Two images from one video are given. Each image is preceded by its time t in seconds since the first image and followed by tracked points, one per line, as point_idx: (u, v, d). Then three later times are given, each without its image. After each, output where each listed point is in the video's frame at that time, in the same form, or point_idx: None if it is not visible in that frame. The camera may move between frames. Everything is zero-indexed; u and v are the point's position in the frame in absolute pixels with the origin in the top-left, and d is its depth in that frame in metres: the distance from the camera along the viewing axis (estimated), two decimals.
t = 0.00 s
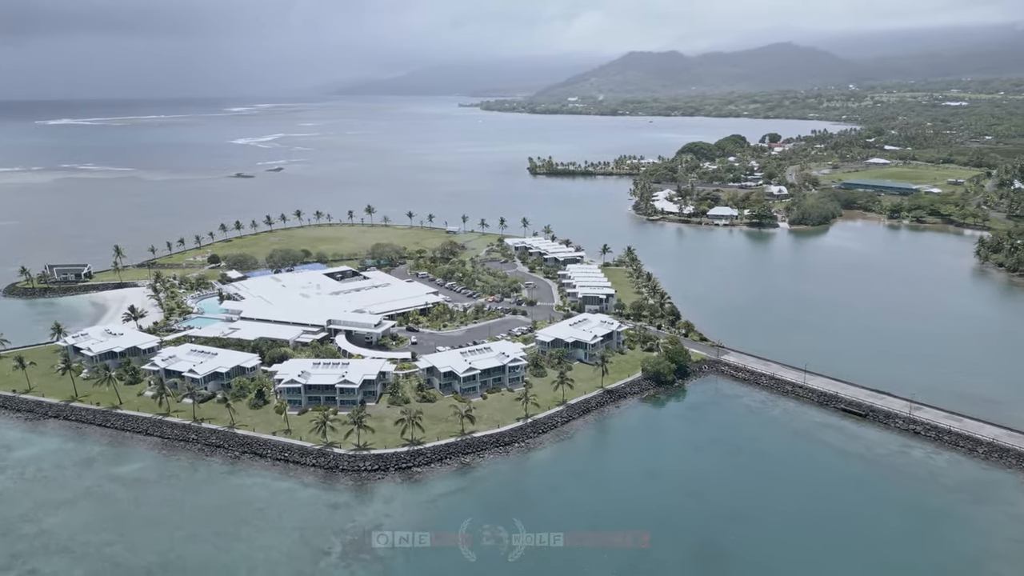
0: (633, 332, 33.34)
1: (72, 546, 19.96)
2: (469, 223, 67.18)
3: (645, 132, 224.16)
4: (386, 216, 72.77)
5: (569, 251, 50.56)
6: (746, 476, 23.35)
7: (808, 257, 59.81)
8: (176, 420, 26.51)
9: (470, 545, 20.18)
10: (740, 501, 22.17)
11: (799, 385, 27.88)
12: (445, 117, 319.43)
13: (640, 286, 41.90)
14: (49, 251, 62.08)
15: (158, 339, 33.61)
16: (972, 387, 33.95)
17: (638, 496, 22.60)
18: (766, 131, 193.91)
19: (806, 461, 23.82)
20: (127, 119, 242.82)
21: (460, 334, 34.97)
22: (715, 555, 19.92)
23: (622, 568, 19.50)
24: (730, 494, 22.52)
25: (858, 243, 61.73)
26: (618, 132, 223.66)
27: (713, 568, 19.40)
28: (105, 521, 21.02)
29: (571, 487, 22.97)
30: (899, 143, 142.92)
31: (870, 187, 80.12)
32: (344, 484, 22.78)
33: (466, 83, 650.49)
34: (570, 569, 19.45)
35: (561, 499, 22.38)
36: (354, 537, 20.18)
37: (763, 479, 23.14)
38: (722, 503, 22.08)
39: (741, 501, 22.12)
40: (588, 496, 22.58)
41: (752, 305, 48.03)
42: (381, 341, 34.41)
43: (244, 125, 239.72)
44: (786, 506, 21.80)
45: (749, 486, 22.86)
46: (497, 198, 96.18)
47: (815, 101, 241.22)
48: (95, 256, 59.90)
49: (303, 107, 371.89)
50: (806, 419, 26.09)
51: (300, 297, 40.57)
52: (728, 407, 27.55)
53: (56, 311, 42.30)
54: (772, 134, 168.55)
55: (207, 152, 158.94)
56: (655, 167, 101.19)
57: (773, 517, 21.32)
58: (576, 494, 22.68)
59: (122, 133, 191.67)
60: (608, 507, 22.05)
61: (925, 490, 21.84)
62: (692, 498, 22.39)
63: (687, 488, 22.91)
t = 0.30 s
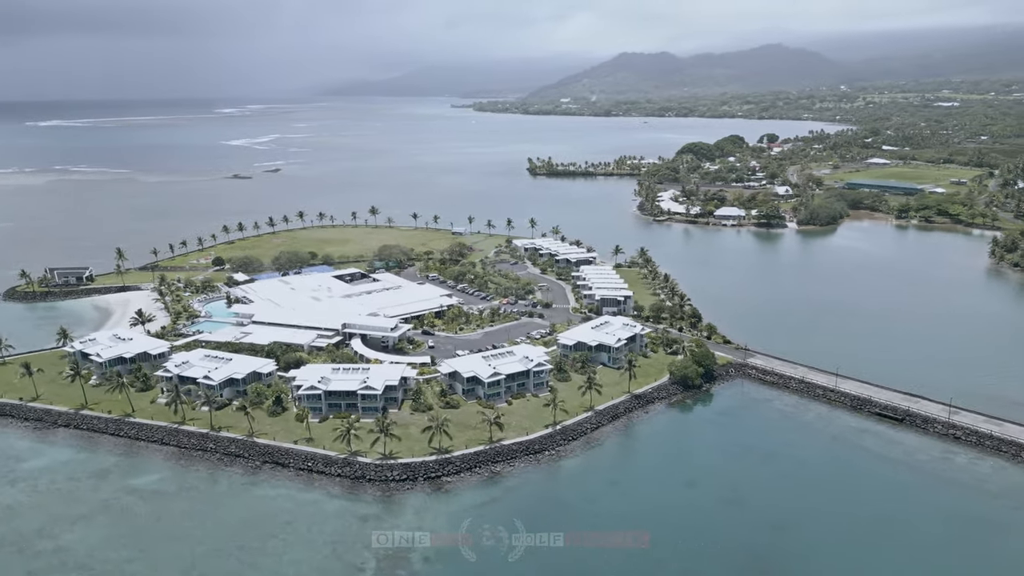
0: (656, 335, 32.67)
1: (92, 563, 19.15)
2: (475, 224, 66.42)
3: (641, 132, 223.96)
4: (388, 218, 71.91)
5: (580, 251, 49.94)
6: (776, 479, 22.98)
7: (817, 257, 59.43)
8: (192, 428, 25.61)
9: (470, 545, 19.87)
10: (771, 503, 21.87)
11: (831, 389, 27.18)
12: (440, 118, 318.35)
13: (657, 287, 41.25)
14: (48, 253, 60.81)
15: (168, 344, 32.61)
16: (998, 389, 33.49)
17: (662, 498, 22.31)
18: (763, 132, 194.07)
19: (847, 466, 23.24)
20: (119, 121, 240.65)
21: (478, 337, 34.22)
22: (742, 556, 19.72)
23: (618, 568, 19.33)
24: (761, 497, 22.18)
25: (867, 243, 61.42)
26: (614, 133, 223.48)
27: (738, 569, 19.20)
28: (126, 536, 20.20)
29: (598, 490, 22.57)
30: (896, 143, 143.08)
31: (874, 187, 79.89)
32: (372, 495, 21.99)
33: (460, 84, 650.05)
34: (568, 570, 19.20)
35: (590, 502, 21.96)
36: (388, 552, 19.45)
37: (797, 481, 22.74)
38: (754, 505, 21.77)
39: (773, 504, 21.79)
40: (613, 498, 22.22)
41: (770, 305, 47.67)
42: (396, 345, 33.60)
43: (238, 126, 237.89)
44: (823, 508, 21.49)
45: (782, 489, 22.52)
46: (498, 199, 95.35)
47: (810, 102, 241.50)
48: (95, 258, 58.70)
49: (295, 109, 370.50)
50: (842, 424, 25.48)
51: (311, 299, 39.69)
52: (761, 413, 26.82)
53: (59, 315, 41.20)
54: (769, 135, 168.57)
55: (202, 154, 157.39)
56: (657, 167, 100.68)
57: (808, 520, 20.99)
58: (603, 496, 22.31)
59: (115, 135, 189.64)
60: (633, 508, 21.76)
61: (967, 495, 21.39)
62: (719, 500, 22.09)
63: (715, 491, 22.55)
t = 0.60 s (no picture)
0: (671, 335, 32.35)
1: None
2: (472, 224, 65.87)
3: (628, 132, 224.75)
4: (383, 218, 71.12)
5: (583, 251, 49.65)
6: (801, 478, 22.83)
7: (815, 255, 59.56)
8: (204, 435, 24.77)
9: (469, 545, 19.60)
10: (795, 502, 21.72)
11: (854, 387, 27.04)
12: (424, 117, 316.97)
13: (665, 286, 40.95)
14: (34, 255, 59.20)
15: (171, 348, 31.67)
16: (1010, 384, 33.70)
17: (684, 497, 22.14)
18: (748, 131, 195.53)
19: (875, 467, 23.10)
20: (96, 121, 235.75)
21: (490, 338, 33.71)
22: (762, 554, 19.60)
23: (616, 568, 19.19)
24: (789, 496, 22.02)
25: (863, 241, 61.96)
26: (601, 132, 223.99)
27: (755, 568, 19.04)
28: (144, 549, 19.51)
29: (622, 489, 22.30)
30: (880, 141, 144.80)
31: (865, 185, 80.84)
32: (397, 502, 21.38)
33: (443, 84, 648.28)
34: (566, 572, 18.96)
35: (614, 502, 21.70)
36: (420, 562, 18.92)
37: (824, 480, 22.59)
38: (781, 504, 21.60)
39: (800, 503, 21.64)
40: (636, 496, 21.99)
41: (777, 303, 47.79)
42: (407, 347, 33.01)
43: (220, 126, 234.46)
44: (849, 507, 21.36)
45: (807, 488, 22.37)
46: (491, 199, 94.84)
47: (793, 101, 243.97)
48: (84, 260, 57.19)
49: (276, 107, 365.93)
50: (868, 423, 25.36)
51: (314, 301, 38.83)
52: (786, 413, 26.54)
53: (52, 319, 39.94)
54: (755, 134, 169.95)
55: (185, 154, 154.87)
56: (649, 166, 100.76)
57: (833, 520, 20.81)
58: (627, 495, 22.08)
59: (94, 135, 185.80)
60: (655, 507, 21.56)
61: (1004, 496, 21.22)
62: (743, 499, 21.91)
63: (739, 491, 22.35)
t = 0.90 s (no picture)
0: (689, 334, 32.16)
1: None
2: (470, 223, 65.41)
3: (613, 131, 225.37)
4: (380, 218, 70.38)
5: (588, 249, 49.46)
6: (839, 477, 22.73)
7: (813, 252, 60.06)
8: (221, 440, 24.03)
9: (469, 545, 19.38)
10: (840, 502, 21.57)
11: (878, 386, 27.06)
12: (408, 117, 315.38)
13: (674, 285, 40.86)
14: (22, 258, 57.59)
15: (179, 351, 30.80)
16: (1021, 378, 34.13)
17: (716, 497, 22.00)
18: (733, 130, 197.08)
19: (907, 466, 23.05)
20: (74, 121, 230.90)
21: (504, 338, 33.30)
22: (795, 554, 19.46)
23: (617, 568, 18.96)
24: (823, 496, 21.91)
25: (860, 237, 62.60)
26: (587, 132, 224.35)
27: (770, 568, 18.94)
28: (173, 560, 18.86)
29: (657, 491, 22.06)
30: (864, 139, 146.63)
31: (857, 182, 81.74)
32: (429, 507, 20.88)
33: (424, 83, 645.88)
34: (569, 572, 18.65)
35: (653, 504, 21.46)
36: (462, 569, 18.48)
37: (861, 478, 22.57)
38: (818, 505, 21.50)
39: (835, 503, 21.53)
40: (673, 499, 21.75)
41: (783, 300, 48.13)
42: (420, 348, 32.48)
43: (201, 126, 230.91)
44: (884, 506, 21.29)
45: (844, 487, 22.27)
46: (484, 198, 94.29)
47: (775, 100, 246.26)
48: (74, 262, 55.71)
49: (256, 107, 361.36)
50: (895, 421, 25.38)
51: (321, 302, 38.09)
52: (814, 412, 26.45)
53: (48, 322, 38.75)
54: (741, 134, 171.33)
55: (167, 154, 152.15)
56: (641, 164, 100.84)
57: (868, 521, 20.68)
58: (665, 498, 21.82)
59: (72, 135, 181.87)
60: (686, 508, 21.41)
61: None
62: (777, 500, 21.80)
63: (772, 492, 22.20)
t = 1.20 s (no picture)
0: (714, 335, 32.01)
1: None
2: (475, 224, 65.01)
3: (605, 132, 225.71)
4: (383, 218, 69.74)
5: (598, 249, 49.28)
6: (885, 479, 22.57)
7: (818, 250, 60.38)
8: (251, 446, 23.50)
9: (470, 545, 19.31)
10: (893, 503, 21.41)
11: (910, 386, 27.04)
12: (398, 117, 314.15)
13: (691, 285, 40.76)
14: (21, 260, 56.39)
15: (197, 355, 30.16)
16: None
17: (761, 501, 21.78)
18: (725, 129, 197.88)
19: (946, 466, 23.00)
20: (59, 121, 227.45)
21: (527, 339, 32.98)
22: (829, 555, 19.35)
23: (618, 567, 18.74)
24: (871, 497, 21.76)
25: (864, 236, 62.97)
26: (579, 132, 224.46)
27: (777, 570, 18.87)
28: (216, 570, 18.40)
29: (702, 495, 21.80)
30: (856, 138, 147.57)
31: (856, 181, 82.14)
32: (471, 513, 20.53)
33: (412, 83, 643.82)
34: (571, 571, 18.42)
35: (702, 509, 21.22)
36: None
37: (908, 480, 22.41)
38: (868, 506, 21.33)
39: (883, 504, 21.39)
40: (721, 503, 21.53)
41: (796, 299, 48.29)
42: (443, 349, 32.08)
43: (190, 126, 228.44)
44: (930, 507, 21.16)
45: (891, 488, 22.16)
46: (483, 198, 93.75)
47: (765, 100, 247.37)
48: (75, 264, 54.63)
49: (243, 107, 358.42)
50: (931, 421, 25.36)
51: (336, 304, 37.55)
52: (848, 413, 26.30)
53: (56, 326, 37.86)
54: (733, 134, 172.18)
55: (158, 155, 150.22)
56: (640, 164, 100.75)
57: (919, 522, 20.53)
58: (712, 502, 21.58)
59: (59, 135, 179.16)
60: (733, 511, 21.18)
61: None
62: (821, 502, 21.63)
63: (819, 493, 22.04)
